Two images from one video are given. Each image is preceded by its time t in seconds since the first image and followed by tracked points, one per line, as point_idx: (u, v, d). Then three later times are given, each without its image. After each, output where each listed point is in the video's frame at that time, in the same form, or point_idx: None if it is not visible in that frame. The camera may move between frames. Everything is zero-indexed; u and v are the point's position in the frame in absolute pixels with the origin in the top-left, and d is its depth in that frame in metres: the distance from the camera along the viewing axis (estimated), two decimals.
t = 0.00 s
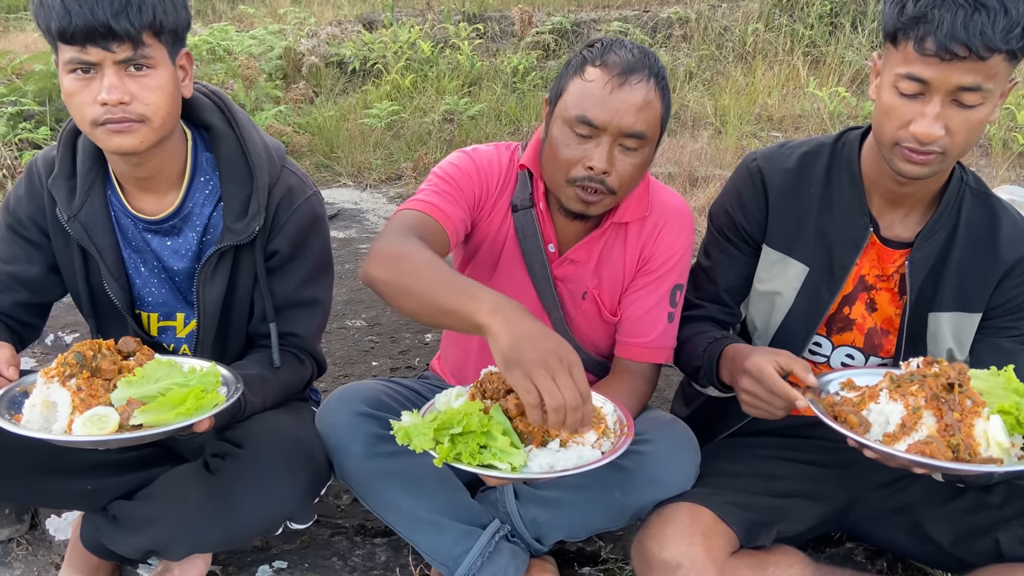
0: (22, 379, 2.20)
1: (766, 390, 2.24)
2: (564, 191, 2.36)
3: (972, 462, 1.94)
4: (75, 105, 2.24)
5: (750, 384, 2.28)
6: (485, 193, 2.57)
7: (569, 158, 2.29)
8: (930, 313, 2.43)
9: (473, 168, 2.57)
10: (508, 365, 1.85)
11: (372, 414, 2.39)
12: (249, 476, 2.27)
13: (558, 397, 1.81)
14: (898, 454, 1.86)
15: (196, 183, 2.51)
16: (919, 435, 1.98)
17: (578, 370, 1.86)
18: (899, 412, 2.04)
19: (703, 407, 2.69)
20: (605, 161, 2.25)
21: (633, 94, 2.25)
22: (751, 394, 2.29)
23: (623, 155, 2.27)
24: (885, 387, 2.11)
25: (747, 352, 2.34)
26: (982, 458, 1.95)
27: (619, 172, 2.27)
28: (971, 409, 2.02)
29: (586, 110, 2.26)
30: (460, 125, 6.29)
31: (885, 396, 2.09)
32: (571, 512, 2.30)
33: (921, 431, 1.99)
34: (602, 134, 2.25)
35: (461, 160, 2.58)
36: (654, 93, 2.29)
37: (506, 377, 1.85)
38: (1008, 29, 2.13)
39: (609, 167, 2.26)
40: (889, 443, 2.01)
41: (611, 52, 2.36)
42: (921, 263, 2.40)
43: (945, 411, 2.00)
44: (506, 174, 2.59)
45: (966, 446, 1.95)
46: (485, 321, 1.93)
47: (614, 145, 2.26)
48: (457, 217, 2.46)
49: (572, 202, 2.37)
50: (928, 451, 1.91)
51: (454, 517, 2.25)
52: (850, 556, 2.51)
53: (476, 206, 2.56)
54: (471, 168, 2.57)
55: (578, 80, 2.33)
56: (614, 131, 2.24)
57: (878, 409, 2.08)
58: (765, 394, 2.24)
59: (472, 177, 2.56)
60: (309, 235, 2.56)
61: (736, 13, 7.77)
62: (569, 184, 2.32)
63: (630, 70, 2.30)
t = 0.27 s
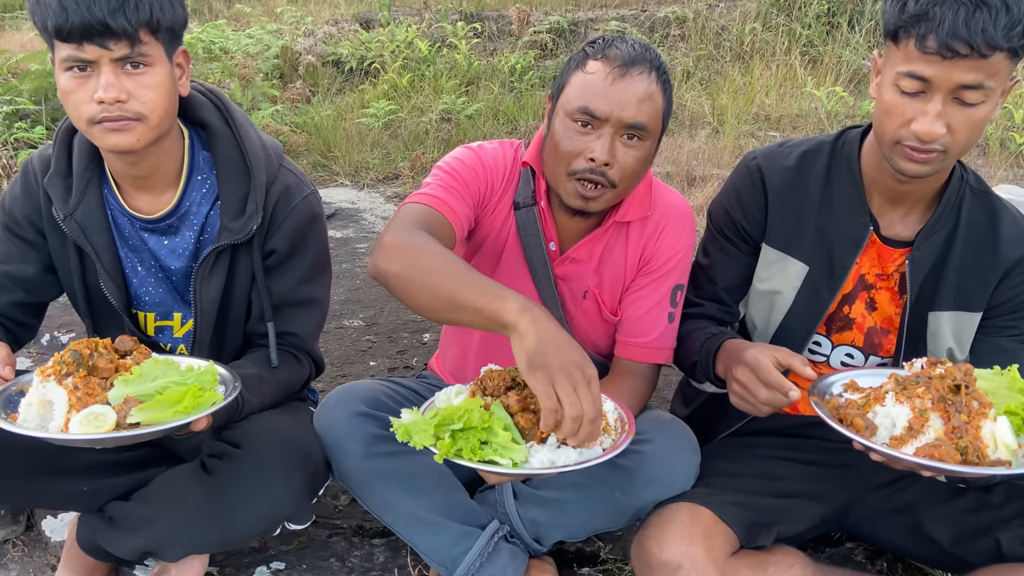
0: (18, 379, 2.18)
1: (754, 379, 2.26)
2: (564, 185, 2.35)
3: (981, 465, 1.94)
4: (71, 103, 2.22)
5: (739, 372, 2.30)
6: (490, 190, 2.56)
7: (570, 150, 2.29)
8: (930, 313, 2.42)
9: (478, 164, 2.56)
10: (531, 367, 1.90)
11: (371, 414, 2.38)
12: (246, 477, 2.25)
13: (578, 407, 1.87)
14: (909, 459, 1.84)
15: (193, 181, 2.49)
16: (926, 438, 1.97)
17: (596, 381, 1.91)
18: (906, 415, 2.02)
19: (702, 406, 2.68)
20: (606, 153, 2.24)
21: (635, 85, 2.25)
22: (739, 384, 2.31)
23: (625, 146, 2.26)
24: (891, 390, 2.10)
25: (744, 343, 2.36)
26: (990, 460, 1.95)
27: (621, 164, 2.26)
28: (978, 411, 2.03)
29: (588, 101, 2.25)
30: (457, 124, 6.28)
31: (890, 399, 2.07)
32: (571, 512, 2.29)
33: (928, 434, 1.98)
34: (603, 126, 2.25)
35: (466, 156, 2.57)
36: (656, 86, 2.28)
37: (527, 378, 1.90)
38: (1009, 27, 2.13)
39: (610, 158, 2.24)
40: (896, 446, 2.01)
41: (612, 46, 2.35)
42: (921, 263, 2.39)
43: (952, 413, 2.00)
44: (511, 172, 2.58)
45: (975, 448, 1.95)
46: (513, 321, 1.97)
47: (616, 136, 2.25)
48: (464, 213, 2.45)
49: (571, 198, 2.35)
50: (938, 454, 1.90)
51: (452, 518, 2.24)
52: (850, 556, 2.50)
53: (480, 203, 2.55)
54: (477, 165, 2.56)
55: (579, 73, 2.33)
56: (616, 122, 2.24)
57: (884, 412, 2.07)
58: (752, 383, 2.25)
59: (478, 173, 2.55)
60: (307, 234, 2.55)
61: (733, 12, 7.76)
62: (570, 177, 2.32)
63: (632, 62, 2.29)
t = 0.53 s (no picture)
0: (17, 377, 2.18)
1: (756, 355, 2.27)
2: (565, 181, 2.34)
3: (986, 465, 1.94)
4: (70, 102, 2.21)
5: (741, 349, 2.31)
6: (490, 189, 2.56)
7: (572, 146, 2.29)
8: (931, 312, 2.42)
9: (479, 164, 2.56)
10: (531, 361, 1.89)
11: (371, 413, 2.38)
12: (246, 476, 2.25)
13: (578, 401, 1.86)
14: (915, 460, 1.84)
15: (193, 180, 2.49)
16: (931, 438, 1.97)
17: (598, 377, 1.90)
18: (910, 415, 2.02)
19: (701, 405, 2.68)
20: (609, 150, 2.24)
21: (638, 82, 2.25)
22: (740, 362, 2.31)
23: (627, 143, 2.26)
24: (895, 390, 2.10)
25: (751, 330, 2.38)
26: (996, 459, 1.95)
27: (624, 161, 2.26)
28: (982, 411, 2.02)
29: (591, 98, 2.25)
30: (456, 124, 6.27)
31: (895, 399, 2.07)
32: (570, 511, 2.28)
33: (933, 434, 1.98)
34: (606, 123, 2.25)
35: (466, 154, 2.57)
36: (658, 83, 2.28)
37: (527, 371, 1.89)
38: (1012, 28, 2.13)
39: (613, 155, 2.24)
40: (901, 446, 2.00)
41: (614, 43, 2.35)
42: (922, 262, 2.39)
43: (957, 414, 2.00)
44: (511, 171, 2.58)
45: (980, 448, 1.95)
46: (513, 316, 1.97)
47: (618, 133, 2.25)
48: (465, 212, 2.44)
49: (573, 196, 2.35)
50: (943, 455, 1.90)
51: (451, 517, 2.23)
52: (850, 556, 2.50)
53: (481, 202, 2.54)
54: (477, 163, 2.56)
55: (581, 70, 2.33)
56: (618, 119, 2.24)
57: (888, 412, 2.07)
58: (752, 357, 2.26)
59: (478, 172, 2.54)
60: (306, 233, 2.54)
61: (731, 12, 7.75)
62: (572, 175, 2.32)
63: (634, 59, 2.29)
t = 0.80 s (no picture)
0: (18, 380, 2.17)
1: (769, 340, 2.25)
2: (566, 187, 2.34)
3: (990, 472, 1.96)
4: (70, 108, 2.21)
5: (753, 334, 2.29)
6: (489, 190, 2.56)
7: (572, 153, 2.28)
8: (934, 315, 2.42)
9: (477, 165, 2.56)
10: (529, 359, 1.90)
11: (372, 415, 2.37)
12: (247, 479, 2.24)
13: (576, 396, 1.86)
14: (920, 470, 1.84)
15: (194, 182, 2.48)
16: (936, 446, 1.98)
17: (597, 372, 1.91)
18: (915, 422, 2.02)
19: (701, 407, 2.67)
20: (609, 157, 2.24)
21: (638, 89, 2.23)
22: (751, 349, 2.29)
23: (626, 150, 2.25)
24: (899, 395, 2.10)
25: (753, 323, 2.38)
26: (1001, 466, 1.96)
27: (623, 168, 2.25)
28: (987, 417, 2.04)
29: (591, 105, 2.24)
30: (455, 125, 6.27)
31: (899, 405, 2.08)
32: (572, 514, 2.28)
33: (938, 441, 1.99)
34: (606, 130, 2.24)
35: (465, 156, 2.57)
36: (658, 88, 2.27)
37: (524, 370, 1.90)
38: (1020, 30, 2.13)
39: (613, 163, 2.24)
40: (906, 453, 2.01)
41: (614, 47, 2.34)
42: (925, 263, 2.40)
43: (962, 420, 2.00)
44: (510, 171, 2.58)
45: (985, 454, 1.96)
46: (508, 314, 1.97)
47: (618, 140, 2.24)
48: (464, 215, 2.44)
49: (573, 201, 2.36)
50: (949, 463, 1.90)
51: (453, 519, 2.23)
52: (852, 558, 2.50)
53: (480, 204, 2.54)
54: (475, 165, 2.55)
55: (581, 75, 2.31)
56: (618, 126, 2.22)
57: (893, 418, 2.07)
58: (768, 341, 2.25)
59: (477, 174, 2.54)
60: (307, 234, 2.53)
61: (730, 13, 7.75)
62: (572, 181, 2.31)
63: (633, 65, 2.27)
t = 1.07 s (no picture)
0: (20, 381, 2.18)
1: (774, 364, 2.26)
2: (563, 192, 2.35)
3: (992, 472, 1.97)
4: (74, 110, 2.21)
5: (758, 357, 2.29)
6: (485, 191, 2.57)
7: (568, 160, 2.29)
8: (933, 316, 2.44)
9: (472, 168, 2.57)
10: (518, 341, 1.86)
11: (373, 416, 2.38)
12: (249, 480, 2.25)
13: (568, 368, 1.82)
14: (923, 469, 1.85)
15: (196, 183, 2.49)
16: (937, 446, 1.99)
17: (587, 343, 1.87)
18: (916, 423, 2.03)
19: (701, 408, 2.68)
20: (604, 166, 2.24)
21: (633, 98, 2.23)
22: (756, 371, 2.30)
23: (622, 158, 2.26)
24: (901, 396, 2.11)
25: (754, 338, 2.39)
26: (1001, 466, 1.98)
27: (619, 175, 2.26)
28: (987, 417, 2.05)
29: (586, 114, 2.24)
30: (455, 126, 6.28)
31: (901, 405, 2.09)
32: (572, 514, 2.29)
33: (939, 441, 2.00)
34: (601, 139, 2.24)
35: (460, 159, 2.59)
36: (654, 96, 2.27)
37: (514, 354, 1.87)
38: (1021, 33, 2.15)
39: (608, 171, 2.25)
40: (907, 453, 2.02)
41: (611, 53, 2.33)
42: (925, 265, 2.41)
43: (963, 420, 2.01)
44: (506, 173, 2.59)
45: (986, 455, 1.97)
46: (491, 306, 1.96)
47: (614, 148, 2.25)
48: (458, 218, 2.45)
49: (571, 205, 2.36)
50: (951, 463, 1.92)
51: (454, 520, 2.23)
52: (852, 558, 2.51)
53: (476, 205, 2.56)
54: (471, 167, 2.57)
55: (577, 82, 2.31)
56: (614, 135, 2.23)
57: (895, 419, 2.08)
58: (773, 365, 2.25)
59: (472, 176, 2.55)
60: (309, 236, 2.54)
61: (729, 14, 7.76)
62: (569, 187, 2.32)
63: (630, 72, 2.27)
